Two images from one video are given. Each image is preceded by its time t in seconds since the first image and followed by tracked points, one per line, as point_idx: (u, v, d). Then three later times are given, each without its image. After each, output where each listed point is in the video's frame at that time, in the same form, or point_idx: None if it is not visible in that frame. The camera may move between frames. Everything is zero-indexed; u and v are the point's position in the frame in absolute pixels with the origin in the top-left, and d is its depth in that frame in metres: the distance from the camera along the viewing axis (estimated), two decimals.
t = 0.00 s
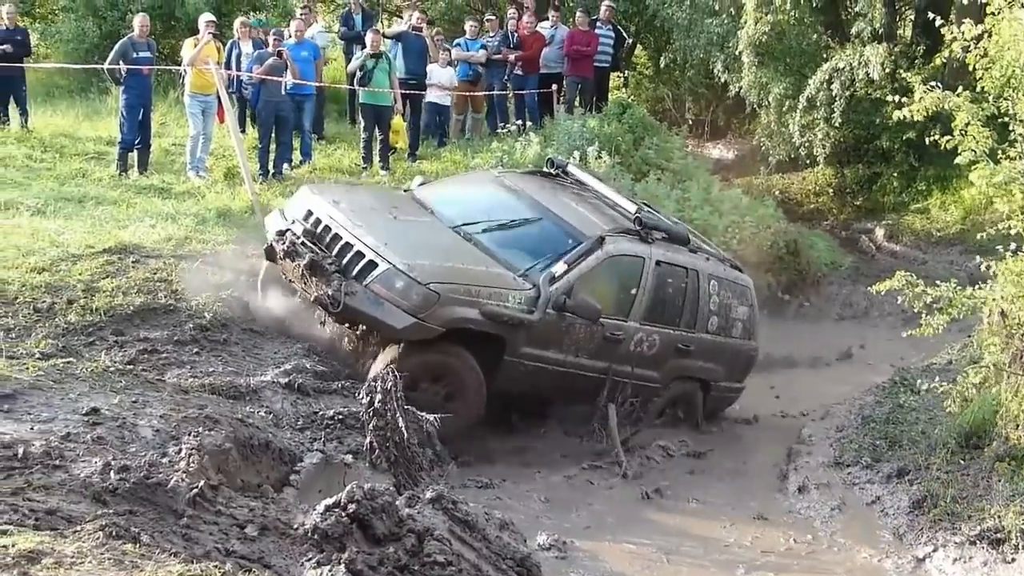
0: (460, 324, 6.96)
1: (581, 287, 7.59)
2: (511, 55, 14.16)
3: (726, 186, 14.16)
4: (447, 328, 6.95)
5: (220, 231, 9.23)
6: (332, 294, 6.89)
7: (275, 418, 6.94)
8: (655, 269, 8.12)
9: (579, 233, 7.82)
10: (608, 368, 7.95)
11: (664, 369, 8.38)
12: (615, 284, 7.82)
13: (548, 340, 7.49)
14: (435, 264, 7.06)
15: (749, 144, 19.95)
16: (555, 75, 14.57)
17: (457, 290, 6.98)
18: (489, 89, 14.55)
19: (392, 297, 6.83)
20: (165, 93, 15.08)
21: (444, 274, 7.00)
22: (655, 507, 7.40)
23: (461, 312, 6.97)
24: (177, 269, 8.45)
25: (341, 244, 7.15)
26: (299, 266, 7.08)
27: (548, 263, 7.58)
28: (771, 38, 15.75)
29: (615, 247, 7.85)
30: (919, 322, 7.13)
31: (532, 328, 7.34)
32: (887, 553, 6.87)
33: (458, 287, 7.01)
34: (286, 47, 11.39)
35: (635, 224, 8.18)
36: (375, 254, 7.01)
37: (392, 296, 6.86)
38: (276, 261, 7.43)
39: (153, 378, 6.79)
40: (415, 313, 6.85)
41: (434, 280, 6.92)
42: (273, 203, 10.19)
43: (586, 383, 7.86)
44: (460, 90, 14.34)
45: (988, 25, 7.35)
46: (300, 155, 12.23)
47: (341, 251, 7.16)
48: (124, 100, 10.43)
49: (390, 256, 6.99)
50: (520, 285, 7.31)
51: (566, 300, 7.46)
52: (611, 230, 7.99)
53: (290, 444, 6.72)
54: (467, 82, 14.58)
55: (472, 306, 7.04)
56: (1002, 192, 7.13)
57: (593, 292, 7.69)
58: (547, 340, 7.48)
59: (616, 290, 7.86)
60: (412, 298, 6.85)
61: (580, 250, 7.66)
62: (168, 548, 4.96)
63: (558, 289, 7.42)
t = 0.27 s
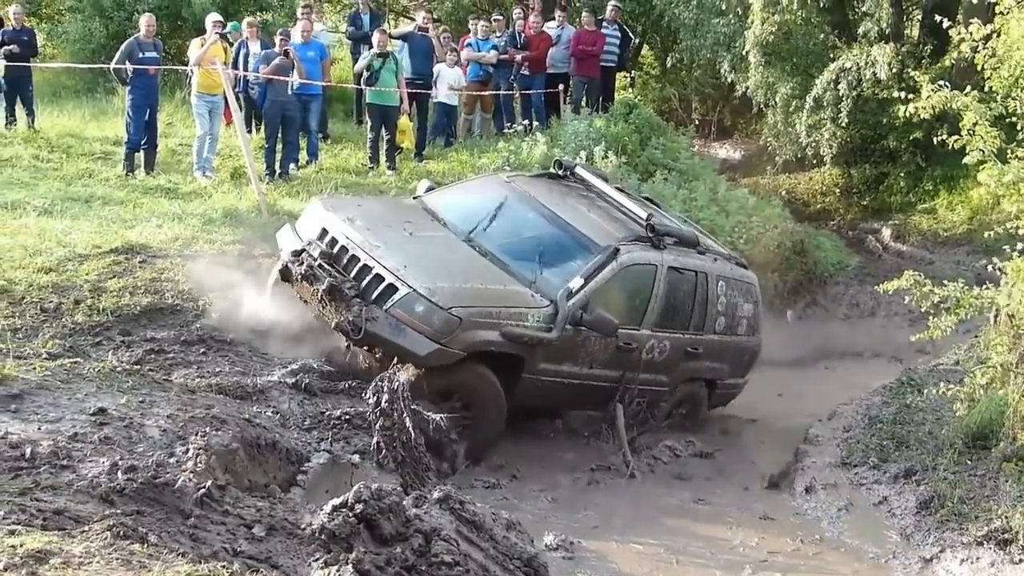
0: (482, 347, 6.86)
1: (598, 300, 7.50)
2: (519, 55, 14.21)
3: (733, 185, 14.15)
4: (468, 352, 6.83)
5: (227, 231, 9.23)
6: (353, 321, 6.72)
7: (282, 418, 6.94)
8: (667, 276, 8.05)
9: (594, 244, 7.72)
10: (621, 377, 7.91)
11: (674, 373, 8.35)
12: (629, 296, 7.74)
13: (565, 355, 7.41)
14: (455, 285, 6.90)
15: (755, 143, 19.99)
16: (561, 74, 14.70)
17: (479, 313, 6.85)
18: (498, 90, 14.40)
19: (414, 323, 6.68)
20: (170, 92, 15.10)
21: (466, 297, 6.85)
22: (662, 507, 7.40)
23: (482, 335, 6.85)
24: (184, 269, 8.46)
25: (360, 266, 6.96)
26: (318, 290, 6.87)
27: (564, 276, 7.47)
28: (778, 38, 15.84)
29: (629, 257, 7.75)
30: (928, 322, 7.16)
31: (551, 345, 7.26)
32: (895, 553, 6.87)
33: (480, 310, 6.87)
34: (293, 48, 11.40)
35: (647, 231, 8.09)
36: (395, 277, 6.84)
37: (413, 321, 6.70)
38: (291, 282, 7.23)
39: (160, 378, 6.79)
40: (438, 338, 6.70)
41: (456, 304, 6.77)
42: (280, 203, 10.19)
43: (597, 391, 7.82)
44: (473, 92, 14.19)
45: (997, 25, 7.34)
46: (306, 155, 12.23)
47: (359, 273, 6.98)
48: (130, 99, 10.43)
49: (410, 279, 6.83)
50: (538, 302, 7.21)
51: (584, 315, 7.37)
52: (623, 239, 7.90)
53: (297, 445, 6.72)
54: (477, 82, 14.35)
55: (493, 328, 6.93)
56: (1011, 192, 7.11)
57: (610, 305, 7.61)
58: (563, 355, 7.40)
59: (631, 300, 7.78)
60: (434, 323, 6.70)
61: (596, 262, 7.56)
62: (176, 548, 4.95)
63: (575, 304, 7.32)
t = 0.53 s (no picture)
0: (488, 347, 6.84)
1: (603, 300, 7.50)
2: (523, 54, 14.19)
3: (736, 184, 14.15)
4: (475, 352, 6.81)
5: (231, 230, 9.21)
6: (359, 322, 6.73)
7: (285, 417, 6.94)
8: (671, 275, 8.04)
9: (598, 244, 7.72)
10: (625, 376, 7.90)
11: (678, 371, 8.34)
12: (633, 295, 7.74)
13: (570, 354, 7.40)
14: (461, 284, 6.89)
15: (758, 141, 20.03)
16: (565, 73, 14.53)
17: (485, 314, 6.82)
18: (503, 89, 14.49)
19: (420, 323, 6.66)
20: (172, 91, 15.10)
21: (472, 297, 6.83)
22: (665, 505, 7.40)
23: (489, 335, 6.82)
24: (187, 268, 8.46)
25: (366, 267, 6.96)
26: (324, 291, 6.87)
27: (569, 275, 7.46)
28: (780, 35, 15.89)
29: (633, 255, 7.74)
30: (930, 319, 7.14)
31: (556, 344, 7.24)
32: (897, 550, 6.88)
33: (486, 310, 6.85)
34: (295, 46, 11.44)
35: (651, 230, 8.09)
36: (401, 278, 6.83)
37: (419, 322, 6.69)
38: (298, 284, 7.24)
39: (163, 377, 6.80)
40: (444, 338, 6.68)
41: (462, 304, 6.75)
42: (282, 202, 10.18)
43: (601, 389, 7.81)
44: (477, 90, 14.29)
45: (1002, 22, 7.34)
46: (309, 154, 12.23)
47: (365, 274, 6.98)
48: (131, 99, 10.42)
49: (416, 279, 6.82)
50: (543, 301, 7.19)
51: (589, 314, 7.37)
52: (627, 238, 7.89)
53: (300, 443, 6.72)
54: (483, 81, 14.48)
55: (499, 328, 6.91)
56: (1014, 189, 7.10)
57: (614, 305, 7.60)
58: (568, 355, 7.39)
59: (635, 299, 7.78)
60: (440, 323, 6.68)
61: (600, 262, 7.55)
62: (180, 547, 4.95)
63: (580, 303, 7.31)
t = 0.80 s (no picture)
0: (486, 336, 6.81)
1: (600, 291, 7.50)
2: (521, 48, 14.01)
3: (736, 179, 14.15)
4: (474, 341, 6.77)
5: (232, 229, 9.20)
6: (357, 311, 6.64)
7: (287, 415, 6.93)
8: (669, 267, 8.06)
9: (595, 236, 7.72)
10: (625, 367, 7.91)
11: (678, 364, 8.35)
12: (631, 286, 7.74)
13: (569, 345, 7.41)
14: (458, 275, 6.87)
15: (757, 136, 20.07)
16: (563, 67, 14.66)
17: (483, 302, 6.80)
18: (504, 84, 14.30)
19: (417, 311, 6.61)
20: (168, 88, 15.07)
21: (470, 286, 6.81)
22: (668, 500, 7.41)
23: (487, 324, 6.79)
24: (187, 266, 8.45)
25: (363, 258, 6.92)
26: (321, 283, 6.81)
27: (567, 267, 7.46)
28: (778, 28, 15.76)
29: (631, 247, 7.76)
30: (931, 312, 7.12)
31: (554, 334, 7.25)
32: (900, 543, 6.90)
33: (483, 299, 6.83)
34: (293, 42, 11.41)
35: (648, 223, 8.10)
36: (398, 268, 6.80)
37: (417, 311, 6.64)
38: (294, 277, 7.19)
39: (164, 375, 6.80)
40: (442, 326, 6.64)
41: (459, 293, 6.73)
42: (280, 199, 10.15)
43: (601, 381, 7.81)
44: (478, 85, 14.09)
45: (1001, 15, 7.34)
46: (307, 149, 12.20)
47: (362, 265, 6.93)
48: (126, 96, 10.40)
49: (414, 269, 6.80)
50: (541, 291, 7.20)
51: (586, 305, 7.37)
52: (625, 230, 7.91)
53: (302, 441, 6.70)
54: (483, 77, 14.27)
55: (497, 317, 6.89)
56: (1014, 181, 7.10)
57: (612, 295, 7.61)
58: (567, 345, 7.41)
59: (633, 291, 7.79)
60: (438, 311, 6.64)
61: (598, 253, 7.56)
62: (184, 546, 4.94)
63: (578, 294, 7.31)
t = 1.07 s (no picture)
0: (466, 322, 6.84)
1: (579, 276, 7.53)
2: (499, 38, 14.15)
3: (715, 166, 14.18)
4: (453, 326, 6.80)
5: (211, 219, 9.18)
6: (335, 298, 6.67)
7: (270, 404, 6.88)
8: (648, 254, 8.08)
9: (574, 222, 7.74)
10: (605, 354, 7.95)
11: (657, 351, 8.40)
12: (609, 273, 7.77)
13: (549, 331, 7.44)
14: (437, 261, 6.88)
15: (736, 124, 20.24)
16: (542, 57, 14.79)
17: (462, 288, 6.82)
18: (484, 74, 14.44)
19: (396, 298, 6.62)
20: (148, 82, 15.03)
21: (448, 272, 6.83)
22: (651, 487, 7.42)
23: (465, 310, 6.82)
24: (168, 256, 8.44)
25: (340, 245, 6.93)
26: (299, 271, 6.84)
27: (545, 253, 7.48)
28: (757, 18, 16.02)
29: (609, 233, 7.78)
30: (913, 298, 7.12)
31: (533, 320, 7.28)
32: (882, 527, 6.95)
33: (462, 284, 6.85)
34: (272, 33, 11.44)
35: (626, 209, 8.12)
36: (376, 255, 6.80)
37: (395, 298, 6.65)
38: (273, 266, 7.20)
39: (146, 366, 6.78)
40: (421, 312, 6.65)
41: (438, 279, 6.74)
42: (262, 190, 10.15)
43: (582, 368, 7.86)
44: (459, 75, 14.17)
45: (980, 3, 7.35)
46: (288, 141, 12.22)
47: (341, 253, 6.94)
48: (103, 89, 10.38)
49: (392, 256, 6.80)
50: (520, 277, 7.22)
51: (565, 290, 7.40)
52: (603, 216, 7.93)
53: (285, 431, 6.63)
54: (464, 67, 14.41)
55: (476, 303, 6.92)
56: (994, 168, 7.15)
57: (591, 281, 7.63)
58: (546, 332, 7.43)
59: (612, 277, 7.82)
60: (416, 297, 6.65)
61: (576, 239, 7.58)
62: (169, 536, 4.90)
63: (557, 279, 7.34)
